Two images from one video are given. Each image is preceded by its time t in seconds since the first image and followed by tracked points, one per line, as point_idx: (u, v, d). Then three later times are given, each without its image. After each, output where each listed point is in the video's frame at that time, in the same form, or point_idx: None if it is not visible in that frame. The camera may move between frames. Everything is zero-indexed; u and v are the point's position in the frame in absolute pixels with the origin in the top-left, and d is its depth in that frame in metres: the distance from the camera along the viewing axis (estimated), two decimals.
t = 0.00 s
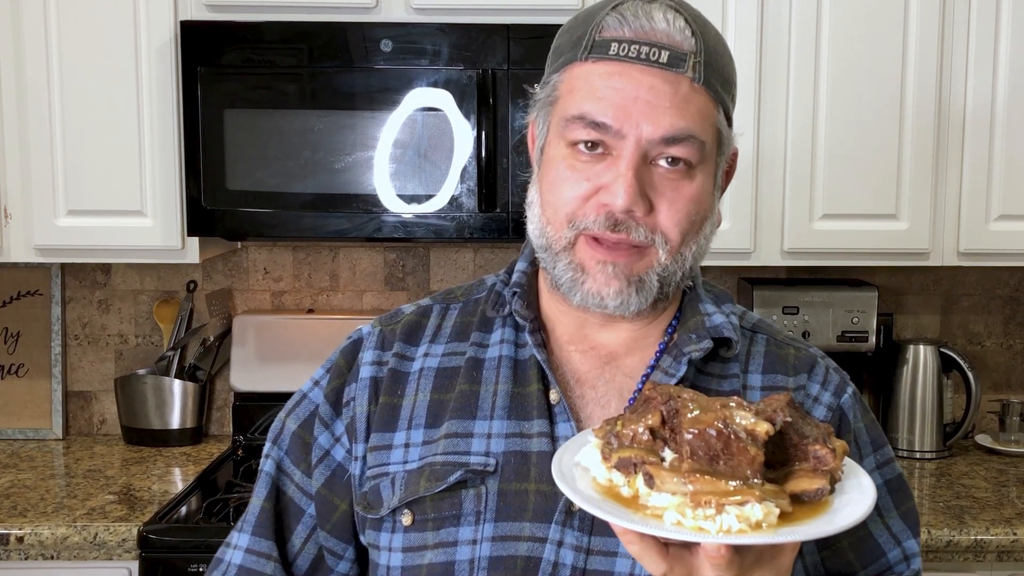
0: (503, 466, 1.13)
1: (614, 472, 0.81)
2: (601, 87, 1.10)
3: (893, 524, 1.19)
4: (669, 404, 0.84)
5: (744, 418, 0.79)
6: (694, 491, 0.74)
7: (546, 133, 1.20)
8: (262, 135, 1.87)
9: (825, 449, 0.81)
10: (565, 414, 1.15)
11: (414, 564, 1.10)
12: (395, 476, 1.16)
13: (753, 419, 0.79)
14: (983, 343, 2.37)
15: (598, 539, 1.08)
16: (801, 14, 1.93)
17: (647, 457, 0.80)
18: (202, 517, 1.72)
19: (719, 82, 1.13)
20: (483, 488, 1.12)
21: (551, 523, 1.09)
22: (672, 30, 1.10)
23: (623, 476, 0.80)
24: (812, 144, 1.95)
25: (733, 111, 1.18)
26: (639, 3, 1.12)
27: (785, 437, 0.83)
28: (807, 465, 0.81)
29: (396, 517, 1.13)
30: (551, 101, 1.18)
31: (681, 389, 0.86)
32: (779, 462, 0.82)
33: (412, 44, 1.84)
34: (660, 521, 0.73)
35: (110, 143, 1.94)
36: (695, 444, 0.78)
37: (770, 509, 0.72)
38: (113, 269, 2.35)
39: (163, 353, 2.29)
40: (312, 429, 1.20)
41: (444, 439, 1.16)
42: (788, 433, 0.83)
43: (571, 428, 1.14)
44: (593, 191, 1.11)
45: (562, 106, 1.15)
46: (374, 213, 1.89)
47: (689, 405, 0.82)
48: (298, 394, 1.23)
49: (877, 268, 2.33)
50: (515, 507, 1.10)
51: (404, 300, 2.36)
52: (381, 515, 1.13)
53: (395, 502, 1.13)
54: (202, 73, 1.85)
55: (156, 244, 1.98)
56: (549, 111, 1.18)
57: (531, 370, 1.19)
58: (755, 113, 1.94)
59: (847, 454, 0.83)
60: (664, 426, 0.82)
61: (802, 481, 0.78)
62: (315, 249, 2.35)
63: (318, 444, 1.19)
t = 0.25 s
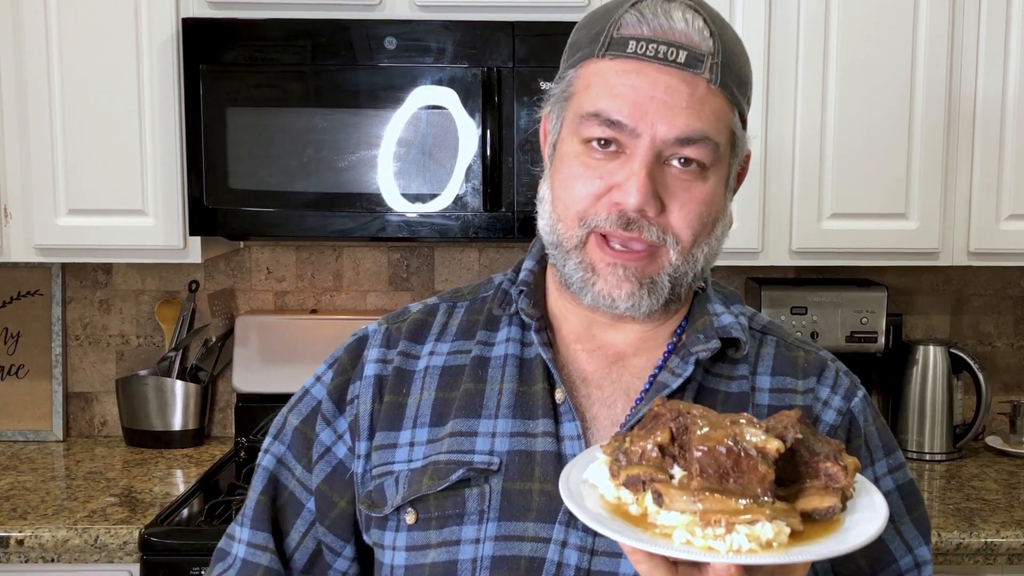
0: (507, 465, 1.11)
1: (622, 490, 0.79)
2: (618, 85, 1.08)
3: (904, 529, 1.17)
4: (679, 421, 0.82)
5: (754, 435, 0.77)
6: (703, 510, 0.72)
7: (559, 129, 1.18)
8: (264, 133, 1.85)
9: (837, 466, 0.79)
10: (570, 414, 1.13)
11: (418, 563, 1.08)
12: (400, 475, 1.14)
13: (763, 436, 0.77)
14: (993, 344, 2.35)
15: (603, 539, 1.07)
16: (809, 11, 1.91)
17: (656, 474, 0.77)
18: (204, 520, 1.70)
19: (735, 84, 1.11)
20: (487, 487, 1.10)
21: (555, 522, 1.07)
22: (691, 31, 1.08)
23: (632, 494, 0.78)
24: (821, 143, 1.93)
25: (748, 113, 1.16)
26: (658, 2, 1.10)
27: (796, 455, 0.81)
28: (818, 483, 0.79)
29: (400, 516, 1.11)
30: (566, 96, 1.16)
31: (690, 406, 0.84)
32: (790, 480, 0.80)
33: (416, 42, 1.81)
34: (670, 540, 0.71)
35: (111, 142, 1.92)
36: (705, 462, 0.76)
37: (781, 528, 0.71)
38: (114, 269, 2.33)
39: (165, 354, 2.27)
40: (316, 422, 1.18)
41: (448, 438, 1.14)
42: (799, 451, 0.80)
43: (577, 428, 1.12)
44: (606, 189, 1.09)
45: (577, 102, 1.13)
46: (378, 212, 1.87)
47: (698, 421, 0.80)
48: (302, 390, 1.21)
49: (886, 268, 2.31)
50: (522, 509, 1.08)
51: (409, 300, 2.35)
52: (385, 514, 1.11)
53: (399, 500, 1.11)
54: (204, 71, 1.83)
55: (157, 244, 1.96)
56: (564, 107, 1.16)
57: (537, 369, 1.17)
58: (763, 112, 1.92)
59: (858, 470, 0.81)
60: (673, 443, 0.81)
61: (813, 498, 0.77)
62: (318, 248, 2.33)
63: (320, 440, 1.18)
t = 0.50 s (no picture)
0: (513, 464, 1.09)
1: (630, 510, 0.77)
2: (626, 83, 1.06)
3: (917, 532, 1.13)
4: (686, 440, 0.79)
5: (763, 455, 0.74)
6: (712, 531, 0.70)
7: (566, 126, 1.15)
8: (267, 132, 1.83)
9: (847, 485, 0.76)
10: (576, 413, 1.10)
11: (422, 562, 1.06)
12: (404, 473, 1.12)
13: (771, 455, 0.74)
14: (1003, 344, 2.33)
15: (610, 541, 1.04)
16: (817, 9, 1.89)
17: (665, 495, 0.75)
18: (206, 522, 1.67)
19: (743, 82, 1.09)
20: (492, 486, 1.08)
21: (561, 522, 1.05)
22: (699, 28, 1.06)
23: (640, 515, 0.76)
24: (830, 142, 1.91)
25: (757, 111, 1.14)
26: None
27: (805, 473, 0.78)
28: (828, 501, 0.77)
29: (405, 514, 1.09)
30: (573, 95, 1.13)
31: (699, 423, 0.81)
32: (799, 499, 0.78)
33: (421, 39, 1.79)
34: (679, 563, 0.69)
35: (112, 140, 1.90)
36: (713, 483, 0.73)
37: (790, 550, 0.69)
38: (115, 269, 2.31)
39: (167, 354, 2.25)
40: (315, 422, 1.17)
41: (454, 436, 1.11)
42: (809, 469, 0.78)
43: (583, 426, 1.09)
44: (614, 188, 1.07)
45: (584, 100, 1.11)
46: (382, 211, 1.85)
47: (706, 440, 0.77)
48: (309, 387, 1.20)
49: (895, 268, 2.30)
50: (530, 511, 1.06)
51: (413, 300, 2.32)
52: (390, 512, 1.10)
53: (403, 498, 1.09)
54: (206, 69, 1.81)
55: (159, 243, 1.93)
56: (571, 106, 1.14)
57: (543, 367, 1.15)
58: (771, 111, 1.90)
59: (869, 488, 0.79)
60: (681, 462, 0.78)
61: (823, 518, 0.75)
62: (321, 248, 2.31)
63: (324, 437, 1.16)
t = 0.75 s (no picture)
0: (514, 461, 1.08)
1: (633, 514, 0.75)
2: (619, 78, 1.05)
3: (921, 529, 1.10)
4: (688, 444, 0.79)
5: (764, 457, 0.74)
6: (715, 535, 0.69)
7: (561, 123, 1.15)
8: (268, 131, 1.82)
9: (849, 486, 0.75)
10: (578, 411, 1.09)
11: (423, 560, 1.06)
12: (406, 470, 1.11)
13: (773, 458, 0.74)
14: (1008, 345, 2.32)
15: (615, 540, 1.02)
16: (822, 8, 1.88)
17: (667, 498, 0.74)
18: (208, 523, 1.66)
19: (738, 74, 1.08)
20: (494, 483, 1.07)
21: (563, 519, 1.03)
22: (691, 22, 1.05)
23: (643, 518, 0.74)
24: (834, 141, 1.91)
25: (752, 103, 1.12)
26: None
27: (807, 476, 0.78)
28: (831, 503, 0.76)
29: (406, 512, 1.09)
30: (567, 92, 1.13)
31: (701, 427, 0.80)
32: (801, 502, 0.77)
33: (423, 38, 1.79)
34: (681, 566, 0.68)
35: (112, 139, 1.89)
36: (716, 486, 0.72)
37: (793, 553, 0.68)
38: (116, 269, 2.30)
39: (168, 355, 2.23)
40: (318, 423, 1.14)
41: (456, 434, 1.11)
42: (811, 472, 0.77)
43: (585, 424, 1.08)
44: (610, 182, 1.06)
45: (578, 97, 1.10)
46: (384, 211, 1.84)
47: (708, 444, 0.77)
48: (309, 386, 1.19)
49: (900, 268, 2.29)
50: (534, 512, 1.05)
51: (415, 300, 2.31)
52: (391, 509, 1.10)
53: (405, 496, 1.09)
54: (207, 67, 1.80)
55: (160, 243, 1.92)
56: (565, 103, 1.13)
57: (545, 365, 1.14)
58: (775, 111, 1.89)
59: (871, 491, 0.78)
60: (684, 465, 0.77)
61: (825, 520, 0.74)
62: (323, 248, 2.30)
63: (326, 434, 1.14)
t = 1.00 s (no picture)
0: (515, 456, 1.08)
1: (634, 516, 0.75)
2: (638, 88, 1.04)
3: (913, 523, 1.10)
4: (689, 446, 0.78)
5: (766, 460, 0.74)
6: (716, 536, 0.70)
7: (570, 134, 1.13)
8: (268, 130, 1.82)
9: (848, 489, 0.75)
10: (579, 405, 1.09)
11: (425, 557, 1.05)
12: (405, 467, 1.11)
13: (774, 461, 0.74)
14: (1009, 345, 2.32)
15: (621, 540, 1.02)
16: (821, 9, 1.88)
17: (668, 500, 0.74)
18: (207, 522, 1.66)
19: (744, 80, 1.09)
20: (495, 478, 1.07)
21: (566, 514, 1.04)
22: (703, 30, 1.05)
23: (644, 521, 0.75)
24: (834, 142, 1.91)
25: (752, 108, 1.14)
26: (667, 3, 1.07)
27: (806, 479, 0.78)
28: (830, 506, 0.76)
29: (406, 508, 1.08)
30: (576, 102, 1.11)
31: (701, 430, 0.81)
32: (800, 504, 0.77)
33: (423, 38, 1.79)
34: (683, 568, 0.68)
35: (112, 139, 1.90)
36: (716, 488, 0.72)
37: (794, 554, 0.68)
38: (116, 269, 2.30)
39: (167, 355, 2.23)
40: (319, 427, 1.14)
41: (456, 429, 1.11)
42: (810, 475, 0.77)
43: (585, 418, 1.09)
44: (633, 193, 1.05)
45: (593, 108, 1.09)
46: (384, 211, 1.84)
47: (709, 447, 0.77)
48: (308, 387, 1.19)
49: (900, 268, 2.29)
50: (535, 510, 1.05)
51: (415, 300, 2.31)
52: (391, 506, 1.08)
53: (405, 492, 1.08)
54: (207, 67, 1.80)
55: (160, 243, 1.92)
56: (575, 113, 1.12)
57: (544, 360, 1.14)
58: (774, 112, 1.89)
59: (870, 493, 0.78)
60: (684, 468, 0.77)
61: (824, 522, 0.74)
62: (323, 248, 2.30)
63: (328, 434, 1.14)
